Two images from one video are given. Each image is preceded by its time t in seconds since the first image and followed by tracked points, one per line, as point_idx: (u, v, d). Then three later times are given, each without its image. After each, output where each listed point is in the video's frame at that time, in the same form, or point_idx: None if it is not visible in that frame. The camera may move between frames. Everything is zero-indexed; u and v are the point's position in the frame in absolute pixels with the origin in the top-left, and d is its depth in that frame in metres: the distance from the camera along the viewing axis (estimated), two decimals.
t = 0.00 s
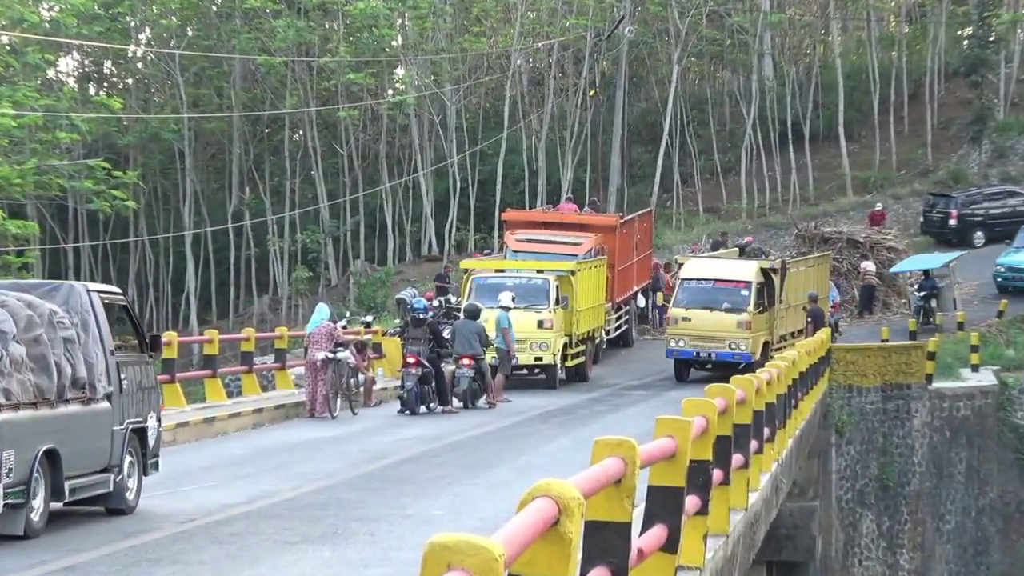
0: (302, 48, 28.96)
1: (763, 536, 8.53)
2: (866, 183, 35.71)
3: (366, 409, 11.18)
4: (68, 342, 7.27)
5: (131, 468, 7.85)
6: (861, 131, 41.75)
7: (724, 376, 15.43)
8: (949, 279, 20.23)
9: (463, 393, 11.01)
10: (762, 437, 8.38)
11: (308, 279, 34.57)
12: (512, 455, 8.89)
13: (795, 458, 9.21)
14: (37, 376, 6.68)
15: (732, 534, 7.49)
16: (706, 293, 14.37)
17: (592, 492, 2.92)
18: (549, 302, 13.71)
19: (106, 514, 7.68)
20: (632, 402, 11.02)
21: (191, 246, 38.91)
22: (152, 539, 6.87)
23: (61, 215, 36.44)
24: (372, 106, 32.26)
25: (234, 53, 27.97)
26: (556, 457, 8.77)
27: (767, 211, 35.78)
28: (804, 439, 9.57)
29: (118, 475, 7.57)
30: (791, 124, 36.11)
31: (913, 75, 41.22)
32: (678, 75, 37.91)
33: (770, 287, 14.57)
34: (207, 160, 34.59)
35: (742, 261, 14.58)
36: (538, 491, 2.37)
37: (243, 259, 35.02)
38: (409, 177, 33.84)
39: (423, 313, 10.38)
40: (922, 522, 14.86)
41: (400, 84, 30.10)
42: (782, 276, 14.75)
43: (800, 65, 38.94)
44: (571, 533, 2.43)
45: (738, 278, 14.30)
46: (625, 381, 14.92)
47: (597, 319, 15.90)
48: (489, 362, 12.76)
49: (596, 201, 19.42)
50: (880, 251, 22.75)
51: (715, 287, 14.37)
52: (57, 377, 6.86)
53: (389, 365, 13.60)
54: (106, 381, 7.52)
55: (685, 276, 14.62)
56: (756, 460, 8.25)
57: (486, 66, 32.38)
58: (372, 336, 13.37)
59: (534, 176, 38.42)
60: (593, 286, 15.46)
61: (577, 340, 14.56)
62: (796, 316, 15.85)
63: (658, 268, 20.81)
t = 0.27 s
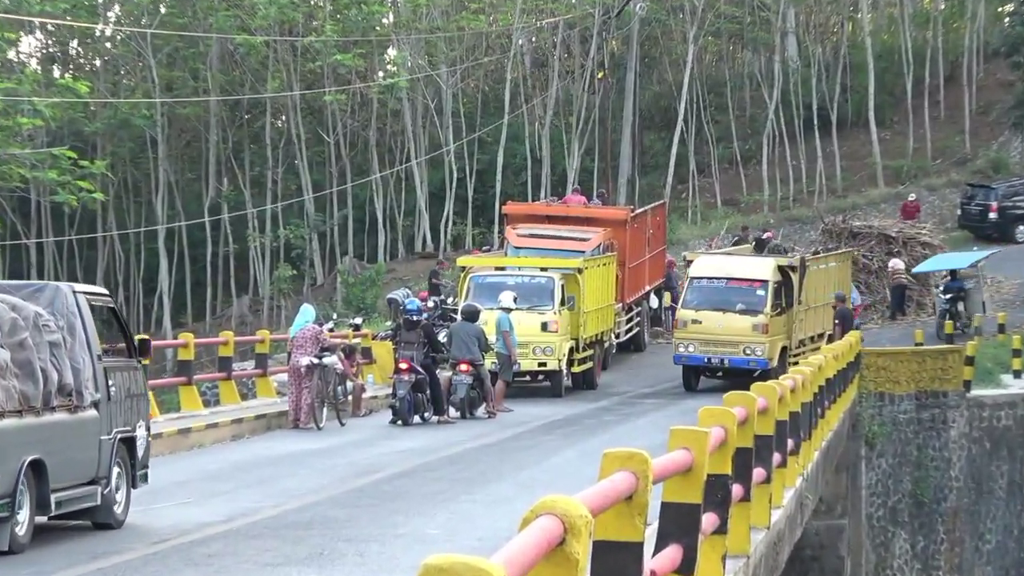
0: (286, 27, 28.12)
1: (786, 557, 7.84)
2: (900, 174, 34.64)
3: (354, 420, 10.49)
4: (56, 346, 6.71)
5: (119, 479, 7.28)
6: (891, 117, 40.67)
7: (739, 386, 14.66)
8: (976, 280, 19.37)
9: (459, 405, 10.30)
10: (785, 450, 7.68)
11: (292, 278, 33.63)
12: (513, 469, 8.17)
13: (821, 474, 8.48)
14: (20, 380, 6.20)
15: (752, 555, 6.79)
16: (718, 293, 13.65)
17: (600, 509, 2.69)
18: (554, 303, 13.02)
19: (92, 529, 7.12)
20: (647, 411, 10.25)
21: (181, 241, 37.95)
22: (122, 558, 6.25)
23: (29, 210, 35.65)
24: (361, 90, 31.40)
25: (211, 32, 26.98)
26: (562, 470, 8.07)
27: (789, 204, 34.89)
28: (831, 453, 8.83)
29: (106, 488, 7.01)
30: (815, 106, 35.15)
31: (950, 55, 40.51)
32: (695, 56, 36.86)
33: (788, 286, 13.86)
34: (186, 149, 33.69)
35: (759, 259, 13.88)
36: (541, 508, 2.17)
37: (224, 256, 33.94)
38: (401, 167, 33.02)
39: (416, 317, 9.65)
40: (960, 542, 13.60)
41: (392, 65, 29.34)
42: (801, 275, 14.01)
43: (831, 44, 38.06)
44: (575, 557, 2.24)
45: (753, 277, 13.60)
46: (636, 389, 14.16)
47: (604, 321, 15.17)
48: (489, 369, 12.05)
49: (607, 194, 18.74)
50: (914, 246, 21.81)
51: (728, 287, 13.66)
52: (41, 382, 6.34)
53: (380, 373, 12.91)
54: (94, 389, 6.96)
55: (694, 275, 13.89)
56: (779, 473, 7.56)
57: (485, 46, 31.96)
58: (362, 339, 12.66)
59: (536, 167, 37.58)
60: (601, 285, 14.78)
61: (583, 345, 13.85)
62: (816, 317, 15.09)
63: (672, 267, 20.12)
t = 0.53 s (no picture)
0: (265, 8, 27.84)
1: None
2: (932, 164, 33.84)
3: (342, 430, 9.92)
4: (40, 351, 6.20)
5: (105, 491, 6.74)
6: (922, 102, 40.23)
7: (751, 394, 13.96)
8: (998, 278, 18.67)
9: (452, 413, 9.79)
10: (808, 462, 7.09)
11: (274, 279, 32.83)
12: (511, 483, 7.57)
13: (845, 489, 7.87)
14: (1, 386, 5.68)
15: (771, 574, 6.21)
16: (727, 293, 13.02)
17: (605, 526, 2.47)
18: (557, 304, 12.43)
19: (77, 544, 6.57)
20: (657, 422, 9.63)
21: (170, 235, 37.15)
22: None
23: None
24: (347, 75, 30.64)
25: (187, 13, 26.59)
26: (565, 485, 7.46)
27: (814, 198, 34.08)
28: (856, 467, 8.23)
29: (91, 500, 6.47)
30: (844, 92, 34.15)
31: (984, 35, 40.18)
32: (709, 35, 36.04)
33: (802, 285, 13.31)
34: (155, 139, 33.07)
35: (771, 254, 13.29)
36: (542, 526, 2.00)
37: (195, 255, 33.06)
38: (390, 157, 32.43)
39: (407, 319, 9.30)
40: (997, 562, 12.81)
41: (381, 46, 28.97)
42: (816, 272, 13.43)
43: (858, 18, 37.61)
44: None
45: (765, 275, 13.00)
46: (646, 397, 13.56)
47: (612, 323, 14.58)
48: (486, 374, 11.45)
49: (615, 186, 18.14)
50: (944, 242, 21.20)
51: (737, 285, 13.04)
52: (24, 389, 5.82)
53: (369, 381, 12.34)
54: (79, 396, 6.44)
55: (700, 274, 13.24)
56: (801, 488, 6.95)
57: (482, 26, 31.56)
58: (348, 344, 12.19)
59: (535, 157, 37.02)
60: (609, 283, 14.25)
61: (588, 350, 13.24)
62: (834, 320, 14.45)
63: (684, 265, 19.50)
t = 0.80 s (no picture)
0: None
1: None
2: (962, 156, 33.40)
3: (321, 446, 9.40)
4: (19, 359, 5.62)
5: (86, 507, 6.19)
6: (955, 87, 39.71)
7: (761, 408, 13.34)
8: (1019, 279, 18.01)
9: (443, 428, 9.25)
10: (829, 479, 6.47)
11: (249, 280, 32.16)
12: (508, 502, 6.98)
13: (867, 512, 7.23)
14: None
15: None
16: (736, 297, 12.43)
17: (612, 549, 2.29)
18: (558, 308, 11.85)
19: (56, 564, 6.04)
20: (667, 436, 9.05)
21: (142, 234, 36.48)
22: None
23: None
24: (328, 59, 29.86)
25: None
26: (566, 505, 6.88)
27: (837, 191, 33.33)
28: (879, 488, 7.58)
29: (72, 518, 5.94)
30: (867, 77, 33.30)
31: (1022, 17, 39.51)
32: (722, 17, 35.36)
33: (819, 287, 12.73)
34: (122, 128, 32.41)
35: (784, 255, 12.73)
36: (541, 550, 1.89)
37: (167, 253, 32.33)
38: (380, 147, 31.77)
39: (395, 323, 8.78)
40: None
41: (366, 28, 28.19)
42: (834, 273, 12.87)
43: None
44: None
45: (777, 278, 12.43)
46: (654, 409, 13.00)
47: (619, 330, 14.02)
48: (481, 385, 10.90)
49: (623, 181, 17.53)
50: (978, 240, 20.38)
51: (747, 289, 12.47)
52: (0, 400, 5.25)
53: (353, 392, 11.87)
54: (59, 407, 5.87)
55: (706, 276, 12.66)
56: (820, 508, 6.34)
57: (477, 6, 30.72)
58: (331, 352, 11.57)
59: (534, 148, 36.41)
60: (615, 285, 13.70)
61: (592, 358, 12.68)
62: (852, 326, 13.85)
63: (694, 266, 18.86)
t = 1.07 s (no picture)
0: None
1: None
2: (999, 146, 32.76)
3: (298, 464, 8.89)
4: None
5: (59, 529, 5.66)
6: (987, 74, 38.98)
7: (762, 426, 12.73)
8: None
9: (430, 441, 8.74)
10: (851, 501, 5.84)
11: (217, 283, 31.60)
12: (502, 526, 6.41)
13: (891, 541, 6.56)
14: None
15: None
16: (741, 301, 11.83)
17: None
18: (555, 314, 11.28)
19: None
20: (676, 452, 8.44)
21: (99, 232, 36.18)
22: None
23: None
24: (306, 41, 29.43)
25: None
26: (565, 529, 6.29)
27: (857, 184, 32.72)
28: (904, 516, 6.91)
29: (45, 539, 5.40)
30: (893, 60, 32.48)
31: None
32: None
33: (832, 291, 12.14)
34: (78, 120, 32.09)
35: (796, 254, 12.12)
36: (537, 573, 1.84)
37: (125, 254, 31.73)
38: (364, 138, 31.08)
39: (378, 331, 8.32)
40: None
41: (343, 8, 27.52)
42: (849, 274, 12.26)
43: None
44: None
45: (786, 281, 11.83)
46: (658, 424, 12.42)
47: (621, 337, 13.42)
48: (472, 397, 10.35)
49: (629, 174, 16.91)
50: (1016, 238, 19.15)
51: (754, 292, 11.86)
52: None
53: (331, 406, 11.39)
54: (32, 418, 5.39)
55: (708, 278, 12.05)
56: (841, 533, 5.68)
57: None
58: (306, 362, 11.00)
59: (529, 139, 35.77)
60: (617, 288, 13.13)
61: (593, 368, 12.10)
62: (869, 333, 13.22)
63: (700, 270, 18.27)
